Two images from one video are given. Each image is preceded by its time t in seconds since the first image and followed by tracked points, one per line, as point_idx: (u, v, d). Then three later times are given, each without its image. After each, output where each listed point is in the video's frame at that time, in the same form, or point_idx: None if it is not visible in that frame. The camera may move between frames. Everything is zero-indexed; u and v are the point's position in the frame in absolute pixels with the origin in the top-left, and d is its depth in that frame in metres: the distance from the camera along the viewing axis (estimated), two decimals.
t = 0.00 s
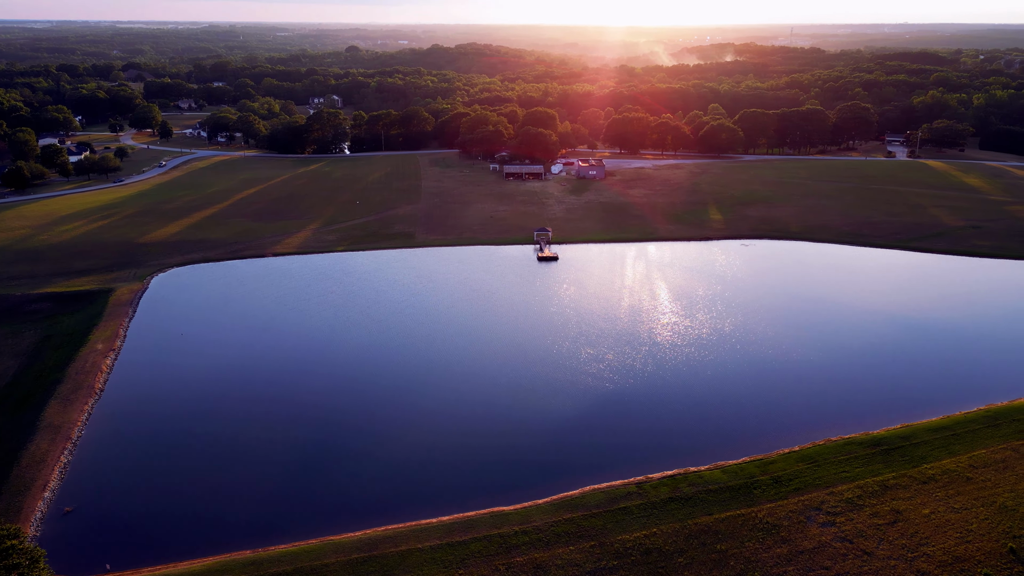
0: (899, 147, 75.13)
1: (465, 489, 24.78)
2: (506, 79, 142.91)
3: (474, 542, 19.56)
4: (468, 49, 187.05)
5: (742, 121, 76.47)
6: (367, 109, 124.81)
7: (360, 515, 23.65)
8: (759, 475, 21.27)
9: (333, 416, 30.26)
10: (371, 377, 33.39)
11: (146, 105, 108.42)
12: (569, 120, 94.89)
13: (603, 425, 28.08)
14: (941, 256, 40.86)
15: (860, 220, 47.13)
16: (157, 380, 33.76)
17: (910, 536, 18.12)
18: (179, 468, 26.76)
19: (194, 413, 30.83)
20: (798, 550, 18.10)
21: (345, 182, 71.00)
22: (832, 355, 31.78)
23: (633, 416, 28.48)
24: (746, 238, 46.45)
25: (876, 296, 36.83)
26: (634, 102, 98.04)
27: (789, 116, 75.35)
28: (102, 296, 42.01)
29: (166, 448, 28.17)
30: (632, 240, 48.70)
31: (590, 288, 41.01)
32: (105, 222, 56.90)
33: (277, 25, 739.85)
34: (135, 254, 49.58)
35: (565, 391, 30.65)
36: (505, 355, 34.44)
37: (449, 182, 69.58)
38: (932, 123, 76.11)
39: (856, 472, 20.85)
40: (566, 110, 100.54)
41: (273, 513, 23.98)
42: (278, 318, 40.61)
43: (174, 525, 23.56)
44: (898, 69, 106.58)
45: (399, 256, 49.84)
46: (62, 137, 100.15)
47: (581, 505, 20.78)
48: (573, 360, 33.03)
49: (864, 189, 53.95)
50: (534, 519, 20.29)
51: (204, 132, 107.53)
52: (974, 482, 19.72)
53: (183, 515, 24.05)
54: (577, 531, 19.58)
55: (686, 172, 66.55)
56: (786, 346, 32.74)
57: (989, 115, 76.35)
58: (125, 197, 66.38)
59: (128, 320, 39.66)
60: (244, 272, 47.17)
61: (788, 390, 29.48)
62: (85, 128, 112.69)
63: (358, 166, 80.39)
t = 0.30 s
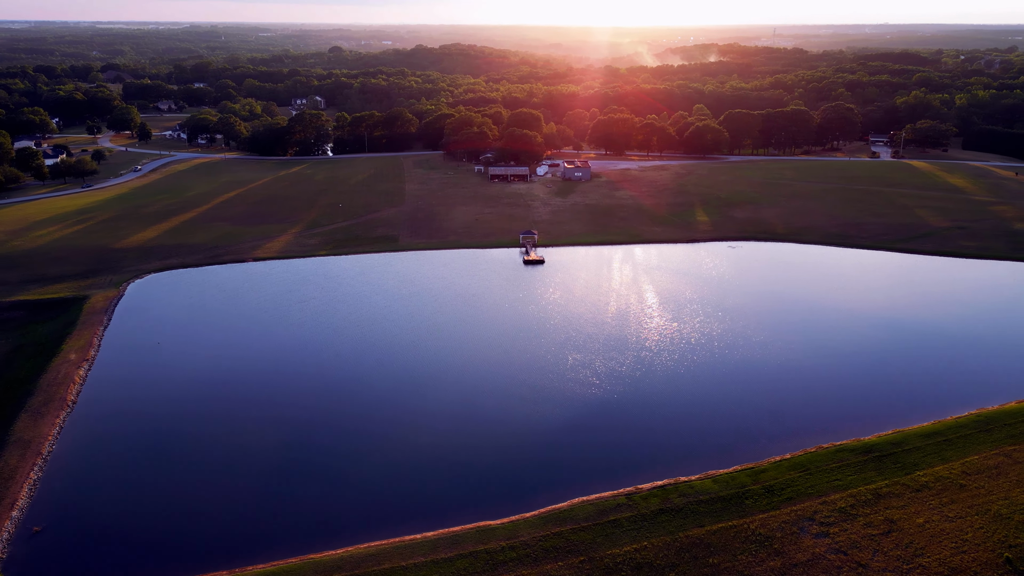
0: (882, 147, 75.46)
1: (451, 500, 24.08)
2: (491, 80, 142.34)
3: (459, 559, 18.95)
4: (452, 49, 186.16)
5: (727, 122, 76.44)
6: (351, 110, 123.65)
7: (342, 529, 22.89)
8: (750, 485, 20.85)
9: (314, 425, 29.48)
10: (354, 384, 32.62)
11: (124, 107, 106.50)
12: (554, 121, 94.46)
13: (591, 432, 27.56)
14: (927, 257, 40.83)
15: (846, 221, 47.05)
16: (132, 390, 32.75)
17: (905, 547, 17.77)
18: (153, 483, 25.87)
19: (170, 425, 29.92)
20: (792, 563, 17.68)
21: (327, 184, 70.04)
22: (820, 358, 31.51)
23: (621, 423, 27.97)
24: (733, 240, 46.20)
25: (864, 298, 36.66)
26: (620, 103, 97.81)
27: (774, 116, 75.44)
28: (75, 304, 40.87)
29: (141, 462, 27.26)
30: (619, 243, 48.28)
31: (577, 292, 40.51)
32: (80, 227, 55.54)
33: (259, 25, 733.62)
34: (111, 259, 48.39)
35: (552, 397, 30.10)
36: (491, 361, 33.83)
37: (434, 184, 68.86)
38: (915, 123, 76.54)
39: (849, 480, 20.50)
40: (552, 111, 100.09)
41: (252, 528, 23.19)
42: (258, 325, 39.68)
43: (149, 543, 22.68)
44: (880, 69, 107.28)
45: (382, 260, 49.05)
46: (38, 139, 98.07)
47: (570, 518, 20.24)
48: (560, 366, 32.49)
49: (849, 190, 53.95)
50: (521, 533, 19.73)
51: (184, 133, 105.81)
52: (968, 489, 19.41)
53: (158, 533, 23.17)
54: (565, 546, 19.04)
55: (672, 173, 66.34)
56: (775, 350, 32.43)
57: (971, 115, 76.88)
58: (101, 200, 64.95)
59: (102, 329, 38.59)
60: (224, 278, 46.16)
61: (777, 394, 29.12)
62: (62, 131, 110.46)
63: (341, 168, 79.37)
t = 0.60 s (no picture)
0: (867, 147, 75.80)
1: (436, 511, 23.37)
2: (476, 80, 141.61)
3: None
4: (437, 50, 185.10)
5: (712, 122, 76.40)
6: (334, 110, 122.35)
7: (324, 544, 22.15)
8: (742, 494, 20.44)
9: (296, 434, 28.69)
10: (337, 392, 31.84)
11: (101, 109, 104.51)
12: (540, 122, 94.03)
13: (579, 439, 27.01)
14: (913, 258, 40.79)
15: (833, 222, 46.97)
16: (107, 402, 31.66)
17: (900, 557, 17.40)
18: (128, 498, 24.98)
19: (146, 436, 28.99)
20: None
21: (310, 187, 69.05)
22: (809, 362, 31.23)
23: (610, 430, 27.44)
24: (720, 241, 45.98)
25: (852, 300, 36.45)
26: (605, 103, 97.56)
27: (759, 117, 75.52)
28: (49, 312, 39.70)
29: (114, 476, 26.29)
30: (605, 245, 47.85)
31: (564, 295, 40.02)
32: (55, 232, 54.14)
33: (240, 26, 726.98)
34: (86, 265, 47.17)
35: (540, 404, 29.53)
36: (477, 367, 33.22)
37: (418, 186, 68.10)
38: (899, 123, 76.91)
39: (841, 488, 20.14)
40: (537, 112, 99.56)
41: (230, 544, 22.38)
42: (239, 331, 38.68)
43: (122, 562, 21.80)
44: (863, 70, 107.96)
45: (366, 264, 48.26)
46: (12, 142, 95.89)
47: (558, 531, 19.71)
48: (548, 371, 31.95)
49: (835, 190, 53.93)
50: (508, 548, 19.19)
51: (163, 135, 104.06)
52: (962, 497, 19.09)
53: (132, 551, 22.28)
54: (553, 561, 18.51)
55: (658, 174, 66.12)
56: (764, 354, 32.11)
57: (954, 115, 77.48)
58: (77, 204, 63.49)
59: (77, 337, 37.50)
60: (203, 283, 45.15)
61: (767, 399, 28.79)
62: (37, 133, 108.10)
63: (324, 169, 78.35)
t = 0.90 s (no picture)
0: (852, 147, 76.11)
1: (421, 523, 22.62)
2: (461, 80, 140.85)
3: None
4: (422, 50, 184.10)
5: (698, 123, 76.33)
6: (318, 112, 121.13)
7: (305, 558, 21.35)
8: (734, 505, 20.00)
9: (277, 441, 27.85)
10: (318, 399, 31.00)
11: (79, 110, 102.62)
12: (525, 123, 93.60)
13: (567, 446, 26.45)
14: (900, 259, 40.68)
15: (820, 223, 46.83)
16: (80, 410, 30.51)
17: (896, 569, 17.03)
18: (102, 508, 24.01)
19: (122, 444, 27.97)
20: None
21: (293, 189, 68.08)
22: (799, 365, 30.92)
23: (600, 437, 26.87)
24: (707, 243, 45.70)
25: (840, 302, 36.20)
26: (591, 104, 97.31)
27: (744, 117, 75.57)
28: (22, 320, 38.59)
29: (85, 488, 25.24)
30: (592, 247, 47.41)
31: (551, 299, 39.52)
32: (29, 237, 52.81)
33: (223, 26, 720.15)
34: (61, 272, 45.99)
35: (528, 410, 28.91)
36: (462, 372, 32.56)
37: (403, 188, 67.33)
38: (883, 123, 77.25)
39: (835, 497, 19.76)
40: (522, 113, 99.07)
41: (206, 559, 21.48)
42: (218, 337, 37.68)
43: None
44: (847, 70, 108.59)
45: (349, 268, 47.45)
46: None
47: (547, 546, 19.14)
48: (535, 377, 31.37)
49: (821, 191, 53.90)
50: (496, 565, 18.58)
51: (142, 137, 102.34)
52: (957, 505, 18.74)
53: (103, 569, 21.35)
54: None
55: (645, 175, 65.87)
56: (753, 357, 31.73)
57: (938, 115, 78.01)
58: (53, 209, 62.08)
59: (50, 346, 36.38)
60: (182, 288, 44.11)
61: (757, 403, 28.41)
62: (14, 135, 105.94)
63: (307, 171, 77.34)
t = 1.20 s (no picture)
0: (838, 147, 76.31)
1: (406, 537, 21.95)
2: (446, 81, 140.06)
3: None
4: (408, 50, 183.01)
5: (685, 123, 76.17)
6: (302, 113, 119.92)
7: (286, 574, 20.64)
8: (728, 515, 19.57)
9: (257, 451, 27.00)
10: (300, 408, 30.15)
11: (58, 112, 100.77)
12: (512, 124, 93.09)
13: (556, 455, 25.83)
14: (889, 260, 40.53)
15: (808, 224, 46.67)
16: (54, 422, 29.49)
17: None
18: (74, 525, 23.06)
19: (95, 457, 26.95)
20: None
21: (276, 192, 67.11)
22: (789, 369, 30.55)
23: (589, 445, 26.26)
24: (695, 245, 45.41)
25: (830, 303, 35.92)
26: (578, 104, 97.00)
27: (731, 117, 75.51)
28: None
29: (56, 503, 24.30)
30: (580, 250, 46.95)
31: (538, 303, 38.97)
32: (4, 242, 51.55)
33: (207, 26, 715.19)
34: (37, 278, 44.86)
35: (515, 418, 28.29)
36: (448, 380, 31.85)
37: (388, 190, 66.56)
38: (869, 124, 77.55)
39: (830, 506, 19.37)
40: (509, 113, 98.56)
41: None
42: (198, 343, 36.72)
43: None
44: (832, 70, 109.09)
45: (334, 272, 46.67)
46: None
47: (536, 561, 18.58)
48: (522, 384, 30.74)
49: (809, 192, 53.82)
50: None
51: (123, 139, 100.73)
52: (953, 513, 18.38)
53: None
54: None
55: (632, 176, 65.58)
56: (743, 362, 31.32)
57: (922, 115, 78.42)
58: (30, 213, 60.75)
59: (24, 355, 35.30)
60: (162, 294, 43.12)
61: (749, 409, 27.99)
62: None
63: (291, 174, 76.35)
